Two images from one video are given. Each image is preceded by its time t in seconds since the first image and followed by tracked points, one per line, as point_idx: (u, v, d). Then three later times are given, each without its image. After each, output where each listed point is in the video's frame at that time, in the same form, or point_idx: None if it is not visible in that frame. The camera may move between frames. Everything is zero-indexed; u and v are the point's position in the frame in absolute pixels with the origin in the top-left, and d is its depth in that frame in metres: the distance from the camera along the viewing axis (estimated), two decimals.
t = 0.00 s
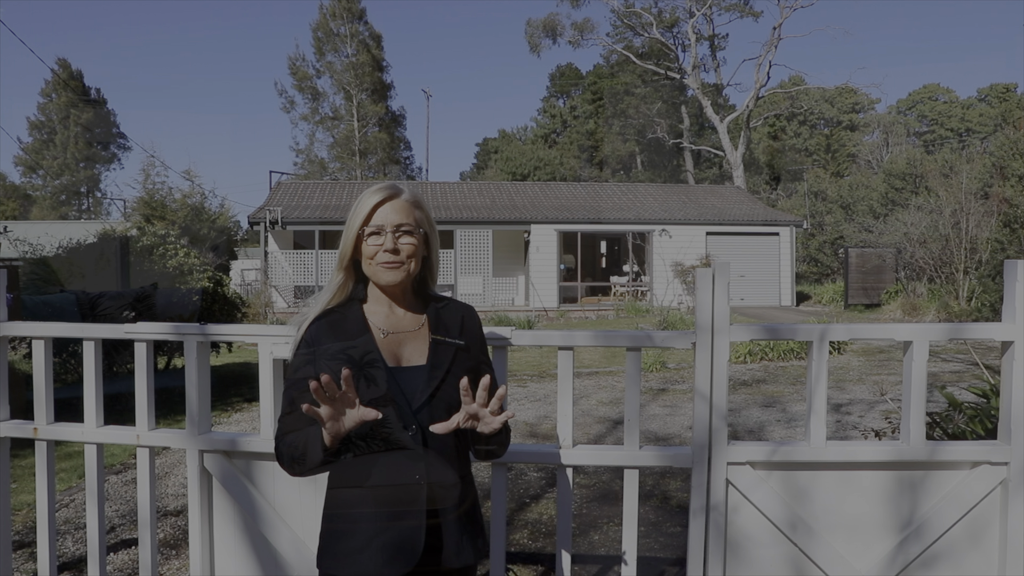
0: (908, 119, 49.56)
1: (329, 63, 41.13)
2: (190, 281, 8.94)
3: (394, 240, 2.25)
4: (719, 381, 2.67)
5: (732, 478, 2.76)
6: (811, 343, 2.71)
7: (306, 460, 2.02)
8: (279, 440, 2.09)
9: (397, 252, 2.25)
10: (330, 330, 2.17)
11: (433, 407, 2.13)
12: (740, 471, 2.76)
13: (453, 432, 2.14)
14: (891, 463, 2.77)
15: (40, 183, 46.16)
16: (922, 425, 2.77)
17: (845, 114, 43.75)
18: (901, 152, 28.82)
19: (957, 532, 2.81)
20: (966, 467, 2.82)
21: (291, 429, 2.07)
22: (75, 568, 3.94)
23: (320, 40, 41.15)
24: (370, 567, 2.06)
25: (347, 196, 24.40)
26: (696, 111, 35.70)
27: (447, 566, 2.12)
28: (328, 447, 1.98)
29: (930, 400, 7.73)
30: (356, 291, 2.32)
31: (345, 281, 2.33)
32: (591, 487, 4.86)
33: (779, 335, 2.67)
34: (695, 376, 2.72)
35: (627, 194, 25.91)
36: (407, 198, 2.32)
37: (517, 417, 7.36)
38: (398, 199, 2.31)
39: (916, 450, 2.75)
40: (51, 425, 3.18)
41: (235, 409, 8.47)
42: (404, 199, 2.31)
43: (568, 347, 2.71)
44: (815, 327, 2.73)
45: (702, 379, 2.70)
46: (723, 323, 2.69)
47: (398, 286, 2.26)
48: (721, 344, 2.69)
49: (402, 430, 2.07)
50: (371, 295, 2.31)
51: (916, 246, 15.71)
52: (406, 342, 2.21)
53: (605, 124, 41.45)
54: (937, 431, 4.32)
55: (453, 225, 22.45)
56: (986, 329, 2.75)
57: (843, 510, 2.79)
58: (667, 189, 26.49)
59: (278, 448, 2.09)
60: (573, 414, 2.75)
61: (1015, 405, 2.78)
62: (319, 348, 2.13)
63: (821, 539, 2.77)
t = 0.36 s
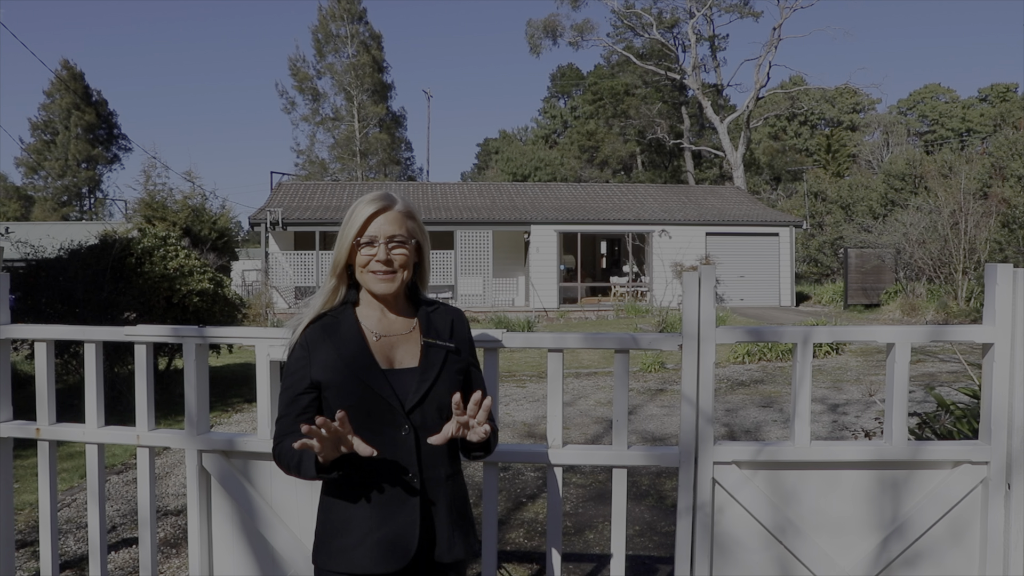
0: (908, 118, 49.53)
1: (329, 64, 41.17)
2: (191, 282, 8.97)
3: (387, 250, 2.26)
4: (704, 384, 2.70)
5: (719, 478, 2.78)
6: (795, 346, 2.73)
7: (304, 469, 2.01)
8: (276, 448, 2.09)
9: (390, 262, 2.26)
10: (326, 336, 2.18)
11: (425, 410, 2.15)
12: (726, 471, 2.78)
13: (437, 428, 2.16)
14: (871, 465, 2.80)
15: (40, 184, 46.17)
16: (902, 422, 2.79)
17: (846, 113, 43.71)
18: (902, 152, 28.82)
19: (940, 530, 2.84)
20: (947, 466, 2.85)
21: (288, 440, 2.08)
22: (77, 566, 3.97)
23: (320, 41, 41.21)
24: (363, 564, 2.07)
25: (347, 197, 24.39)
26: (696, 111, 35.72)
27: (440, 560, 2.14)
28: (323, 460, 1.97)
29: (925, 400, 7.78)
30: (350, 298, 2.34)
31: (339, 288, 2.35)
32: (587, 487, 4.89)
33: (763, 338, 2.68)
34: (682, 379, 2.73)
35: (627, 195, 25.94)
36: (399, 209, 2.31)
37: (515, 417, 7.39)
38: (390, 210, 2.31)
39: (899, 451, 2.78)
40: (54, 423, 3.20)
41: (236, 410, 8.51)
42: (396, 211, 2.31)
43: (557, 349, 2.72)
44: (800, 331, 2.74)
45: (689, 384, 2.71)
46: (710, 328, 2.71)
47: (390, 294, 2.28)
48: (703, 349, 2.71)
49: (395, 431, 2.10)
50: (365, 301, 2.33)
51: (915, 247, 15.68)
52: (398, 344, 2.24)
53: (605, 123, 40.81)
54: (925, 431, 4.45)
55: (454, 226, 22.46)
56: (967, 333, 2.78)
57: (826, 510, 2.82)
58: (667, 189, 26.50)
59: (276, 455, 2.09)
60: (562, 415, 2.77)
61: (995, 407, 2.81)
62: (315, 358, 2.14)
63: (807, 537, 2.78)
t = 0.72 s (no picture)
0: (909, 118, 49.52)
1: (330, 65, 41.22)
2: (192, 282, 8.99)
3: (379, 250, 2.28)
4: (694, 381, 2.72)
5: (708, 474, 2.80)
6: (784, 346, 2.76)
7: (312, 466, 1.96)
8: (277, 446, 2.04)
9: (382, 261, 2.28)
10: (324, 333, 2.17)
11: (425, 404, 2.18)
12: (717, 468, 2.80)
13: (433, 425, 2.20)
14: (858, 461, 2.82)
15: (42, 185, 46.23)
16: (888, 418, 2.81)
17: (847, 113, 43.70)
18: (902, 152, 28.83)
19: (926, 524, 2.85)
20: (933, 462, 2.87)
21: (290, 437, 2.02)
22: (79, 563, 4.00)
23: (320, 42, 41.26)
24: (366, 558, 2.07)
25: (348, 197, 24.41)
26: (697, 111, 35.74)
27: (442, 552, 2.16)
28: (338, 453, 1.92)
29: (924, 399, 7.78)
30: (341, 297, 2.34)
31: (330, 286, 2.34)
32: (585, 485, 4.91)
33: (752, 337, 2.70)
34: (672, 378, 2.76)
35: (627, 195, 25.96)
36: (390, 210, 2.34)
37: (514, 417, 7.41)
38: (381, 211, 2.34)
39: (885, 448, 2.80)
40: (56, 421, 3.21)
41: (236, 409, 8.54)
42: (387, 210, 2.33)
43: (549, 348, 2.74)
44: (788, 330, 2.77)
45: (679, 383, 2.73)
46: (700, 325, 2.74)
47: (384, 291, 2.30)
48: (693, 348, 2.74)
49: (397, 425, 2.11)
50: (356, 299, 2.33)
51: (915, 246, 15.66)
52: (394, 340, 2.26)
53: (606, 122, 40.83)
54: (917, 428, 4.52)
55: (455, 226, 22.47)
56: (949, 333, 2.80)
57: (815, 506, 2.83)
58: (668, 189, 26.51)
59: (277, 455, 2.03)
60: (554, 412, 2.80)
61: (981, 403, 2.83)
62: (313, 356, 2.12)
63: (795, 533, 2.80)
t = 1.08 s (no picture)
0: (908, 119, 49.61)
1: (330, 64, 41.20)
2: (190, 281, 8.99)
3: (362, 244, 2.25)
4: (682, 382, 2.74)
5: (696, 472, 2.82)
6: (771, 346, 2.77)
7: (362, 399, 1.82)
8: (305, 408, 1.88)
9: (366, 255, 2.26)
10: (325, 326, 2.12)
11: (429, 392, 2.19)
12: (703, 466, 2.82)
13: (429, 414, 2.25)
14: (843, 460, 2.83)
15: (41, 182, 46.20)
16: (874, 418, 2.83)
17: (846, 114, 43.76)
18: (901, 153, 28.87)
19: (910, 522, 2.87)
20: (918, 460, 2.88)
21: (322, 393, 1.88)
22: (75, 559, 4.01)
23: (320, 41, 41.24)
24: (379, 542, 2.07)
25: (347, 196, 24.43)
26: (697, 111, 35.76)
27: (444, 532, 2.23)
28: (394, 369, 1.82)
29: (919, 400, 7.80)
30: (326, 294, 2.30)
31: (314, 283, 2.30)
32: (580, 484, 4.93)
33: (739, 337, 2.71)
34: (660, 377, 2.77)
35: (626, 195, 25.96)
36: (369, 207, 2.32)
37: (510, 416, 7.42)
38: (360, 207, 2.32)
39: (869, 447, 2.82)
40: (52, 418, 3.22)
41: (234, 407, 8.54)
42: (366, 207, 2.32)
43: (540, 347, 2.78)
44: (775, 330, 2.78)
45: (667, 382, 2.75)
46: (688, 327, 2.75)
47: (369, 286, 2.28)
48: (681, 348, 2.76)
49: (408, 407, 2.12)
50: (342, 297, 2.32)
51: (913, 247, 15.71)
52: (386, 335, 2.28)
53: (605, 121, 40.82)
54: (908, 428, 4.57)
55: (453, 226, 22.44)
56: (934, 333, 2.81)
57: (800, 503, 2.85)
58: (667, 190, 26.51)
59: (305, 415, 1.87)
60: (545, 412, 2.81)
61: (964, 404, 2.83)
62: (325, 342, 2.08)
63: (781, 531, 2.82)
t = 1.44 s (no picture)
0: (904, 121, 49.74)
1: (326, 63, 41.19)
2: (186, 280, 9.00)
3: (344, 246, 2.27)
4: (666, 383, 2.76)
5: (679, 472, 2.84)
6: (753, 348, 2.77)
7: (422, 357, 2.02)
8: (366, 384, 1.96)
9: (349, 257, 2.27)
10: (336, 323, 2.15)
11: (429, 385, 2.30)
12: (687, 466, 2.85)
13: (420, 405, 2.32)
14: (824, 460, 2.86)
15: (38, 181, 46.18)
16: (855, 419, 2.85)
17: (843, 115, 43.88)
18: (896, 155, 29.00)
19: (890, 522, 2.90)
20: (898, 461, 2.91)
21: (379, 363, 2.00)
22: (69, 558, 4.02)
23: (317, 41, 41.24)
24: (396, 530, 2.12)
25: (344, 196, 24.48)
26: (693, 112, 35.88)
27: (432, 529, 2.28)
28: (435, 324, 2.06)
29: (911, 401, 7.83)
30: (314, 296, 2.30)
31: (300, 287, 2.30)
32: (571, 483, 4.95)
33: (722, 339, 2.72)
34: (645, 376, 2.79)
35: (622, 195, 26.02)
36: (349, 209, 2.33)
37: (504, 416, 7.45)
38: (339, 209, 2.32)
39: (850, 447, 2.84)
40: (46, 417, 3.23)
41: (228, 407, 8.56)
42: (347, 210, 2.32)
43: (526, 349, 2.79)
44: (758, 331, 2.77)
45: (651, 382, 2.77)
46: (671, 328, 2.77)
47: (355, 287, 2.30)
48: (665, 350, 2.77)
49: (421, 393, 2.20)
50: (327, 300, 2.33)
51: (907, 249, 15.80)
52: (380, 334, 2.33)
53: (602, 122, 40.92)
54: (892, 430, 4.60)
55: (450, 226, 22.43)
56: (915, 335, 2.84)
57: (781, 502, 2.88)
58: (663, 190, 26.58)
59: (366, 392, 1.95)
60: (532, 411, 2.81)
61: (943, 404, 2.87)
62: (342, 335, 2.14)
63: (763, 529, 2.84)
